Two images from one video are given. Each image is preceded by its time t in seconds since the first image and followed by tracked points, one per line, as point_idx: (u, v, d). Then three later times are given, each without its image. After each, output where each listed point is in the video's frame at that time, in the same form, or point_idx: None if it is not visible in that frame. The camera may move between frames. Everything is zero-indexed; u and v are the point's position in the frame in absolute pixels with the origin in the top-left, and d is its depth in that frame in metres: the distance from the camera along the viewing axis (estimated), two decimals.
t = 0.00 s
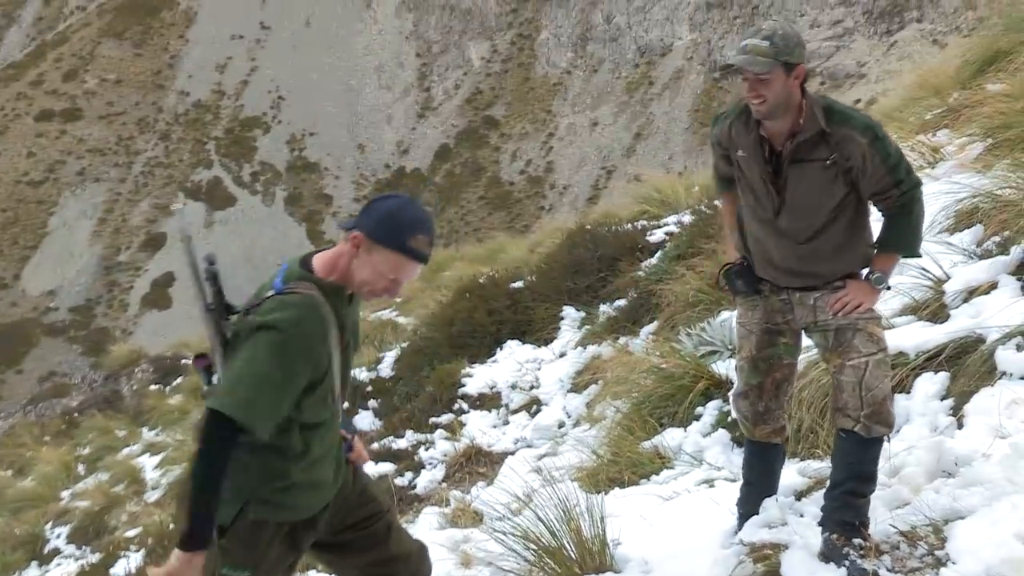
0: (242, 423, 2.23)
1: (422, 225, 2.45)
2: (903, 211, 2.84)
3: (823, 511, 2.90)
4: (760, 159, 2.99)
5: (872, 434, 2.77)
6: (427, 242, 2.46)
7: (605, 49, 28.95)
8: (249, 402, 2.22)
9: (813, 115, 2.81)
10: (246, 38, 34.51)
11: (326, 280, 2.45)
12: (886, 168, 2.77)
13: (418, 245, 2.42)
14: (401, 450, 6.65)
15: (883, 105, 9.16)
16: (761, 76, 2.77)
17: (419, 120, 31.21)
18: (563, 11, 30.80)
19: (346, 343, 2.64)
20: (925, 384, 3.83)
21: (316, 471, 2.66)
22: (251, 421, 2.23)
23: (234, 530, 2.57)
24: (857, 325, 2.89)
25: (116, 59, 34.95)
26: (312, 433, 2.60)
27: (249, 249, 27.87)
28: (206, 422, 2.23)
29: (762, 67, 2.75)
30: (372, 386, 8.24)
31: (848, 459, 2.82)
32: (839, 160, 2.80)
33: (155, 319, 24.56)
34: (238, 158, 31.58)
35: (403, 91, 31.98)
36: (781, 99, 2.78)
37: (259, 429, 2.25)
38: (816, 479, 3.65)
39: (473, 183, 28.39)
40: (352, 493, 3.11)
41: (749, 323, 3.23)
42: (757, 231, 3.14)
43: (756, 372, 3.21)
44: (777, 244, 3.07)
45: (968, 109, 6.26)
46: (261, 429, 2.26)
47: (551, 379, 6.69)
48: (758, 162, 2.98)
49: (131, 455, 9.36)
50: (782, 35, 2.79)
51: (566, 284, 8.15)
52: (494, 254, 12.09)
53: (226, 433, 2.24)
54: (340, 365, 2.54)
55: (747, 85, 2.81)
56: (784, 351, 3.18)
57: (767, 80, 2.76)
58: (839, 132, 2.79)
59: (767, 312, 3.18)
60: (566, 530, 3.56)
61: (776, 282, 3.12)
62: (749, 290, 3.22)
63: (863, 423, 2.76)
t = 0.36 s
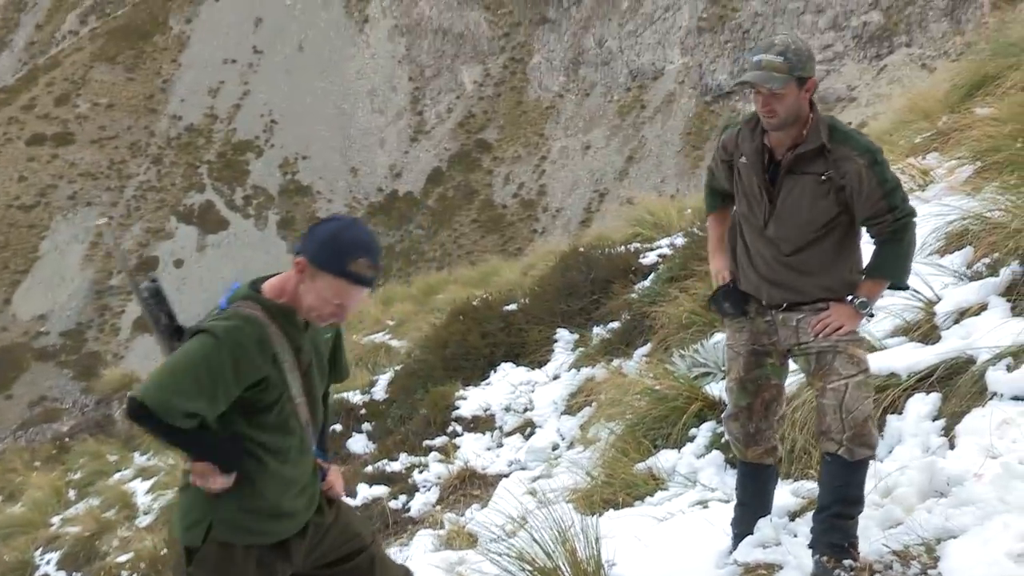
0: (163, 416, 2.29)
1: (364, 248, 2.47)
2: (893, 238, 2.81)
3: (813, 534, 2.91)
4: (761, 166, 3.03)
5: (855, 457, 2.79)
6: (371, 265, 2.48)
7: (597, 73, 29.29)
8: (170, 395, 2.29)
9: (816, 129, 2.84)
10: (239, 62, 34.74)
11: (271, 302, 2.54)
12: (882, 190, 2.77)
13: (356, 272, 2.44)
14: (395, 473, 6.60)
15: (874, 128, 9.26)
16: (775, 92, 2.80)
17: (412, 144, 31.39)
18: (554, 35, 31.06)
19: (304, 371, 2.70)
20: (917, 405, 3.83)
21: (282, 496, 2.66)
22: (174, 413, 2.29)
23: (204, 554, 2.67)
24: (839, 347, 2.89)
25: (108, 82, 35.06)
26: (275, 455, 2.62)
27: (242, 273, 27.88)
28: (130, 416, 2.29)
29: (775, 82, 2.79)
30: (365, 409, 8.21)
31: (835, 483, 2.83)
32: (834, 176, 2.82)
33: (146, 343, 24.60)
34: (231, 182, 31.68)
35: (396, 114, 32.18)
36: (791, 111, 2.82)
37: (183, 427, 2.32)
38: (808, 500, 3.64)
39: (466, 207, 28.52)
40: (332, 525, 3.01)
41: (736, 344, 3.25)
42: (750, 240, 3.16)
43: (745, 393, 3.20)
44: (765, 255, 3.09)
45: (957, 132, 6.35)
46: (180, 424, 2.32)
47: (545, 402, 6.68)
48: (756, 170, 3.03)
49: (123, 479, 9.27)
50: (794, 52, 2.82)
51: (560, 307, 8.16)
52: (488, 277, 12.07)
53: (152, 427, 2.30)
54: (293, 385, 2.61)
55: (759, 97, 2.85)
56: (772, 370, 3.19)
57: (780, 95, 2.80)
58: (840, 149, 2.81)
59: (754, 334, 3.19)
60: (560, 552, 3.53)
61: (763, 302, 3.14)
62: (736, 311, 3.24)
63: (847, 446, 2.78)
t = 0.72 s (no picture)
0: (118, 441, 2.25)
1: (323, 264, 2.43)
2: (896, 252, 2.82)
3: (810, 549, 2.90)
4: (767, 180, 3.02)
5: (858, 470, 2.77)
6: (330, 283, 2.44)
7: (596, 88, 29.45)
8: (120, 415, 2.25)
9: (825, 142, 2.85)
10: (239, 74, 34.84)
11: (233, 318, 2.51)
12: (887, 205, 2.78)
13: (314, 290, 2.40)
14: (392, 485, 6.57)
15: (874, 144, 9.31)
16: (778, 108, 2.82)
17: (410, 156, 31.49)
18: (554, 50, 31.23)
19: (274, 385, 2.67)
20: (915, 421, 3.84)
21: (255, 510, 2.64)
22: (126, 437, 2.25)
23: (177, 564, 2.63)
24: (841, 362, 2.89)
25: (107, 93, 35.12)
26: (245, 470, 2.60)
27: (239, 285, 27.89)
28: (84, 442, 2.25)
29: (779, 98, 2.80)
30: (362, 421, 8.19)
31: (835, 497, 2.82)
32: (842, 189, 2.83)
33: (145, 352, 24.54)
34: (229, 194, 31.78)
35: (395, 127, 32.30)
36: (798, 126, 2.84)
37: (140, 450, 2.28)
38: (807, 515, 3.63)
39: (465, 220, 28.61)
40: (314, 539, 2.93)
41: (736, 362, 3.25)
42: (752, 254, 3.14)
43: (744, 411, 3.22)
44: (767, 268, 3.07)
45: (957, 150, 6.40)
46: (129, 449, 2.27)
47: (542, 416, 6.66)
48: (762, 183, 3.02)
49: (119, 489, 9.20)
50: (796, 67, 2.83)
51: (558, 320, 8.16)
52: (485, 291, 12.07)
53: (108, 452, 2.25)
54: (261, 400, 2.58)
55: (764, 113, 2.87)
56: (771, 389, 3.20)
57: (784, 110, 2.82)
58: (848, 163, 2.83)
59: (753, 351, 3.19)
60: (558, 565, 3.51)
61: (762, 319, 3.13)
62: (735, 328, 3.23)
63: (849, 460, 2.76)
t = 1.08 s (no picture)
0: (101, 442, 2.28)
1: (296, 261, 2.40)
2: (901, 246, 2.82)
3: (811, 542, 2.94)
4: (773, 171, 3.03)
5: (857, 466, 2.81)
6: (302, 280, 2.42)
7: (598, 80, 29.40)
8: (103, 417, 2.28)
9: (833, 133, 2.86)
10: (240, 68, 34.80)
11: (215, 315, 2.52)
12: (891, 198, 2.78)
13: (282, 288, 2.38)
14: (397, 477, 6.60)
15: (878, 134, 9.31)
16: (784, 100, 2.82)
17: (413, 150, 31.51)
18: (555, 43, 31.16)
19: (261, 378, 2.67)
20: (918, 411, 3.85)
21: (246, 503, 2.66)
22: (108, 438, 2.28)
23: (171, 559, 2.69)
24: (840, 356, 2.90)
25: (109, 87, 35.13)
26: (235, 465, 2.62)
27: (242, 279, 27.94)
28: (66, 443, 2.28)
29: (785, 90, 2.80)
30: (367, 413, 8.22)
31: (835, 491, 2.86)
32: (849, 181, 2.83)
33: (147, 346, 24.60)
34: (231, 188, 31.88)
35: (398, 121, 32.29)
36: (804, 118, 2.84)
37: (123, 449, 2.31)
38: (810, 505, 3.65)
39: (467, 214, 28.64)
40: (311, 531, 2.92)
41: (738, 353, 3.26)
42: (759, 245, 3.14)
43: (747, 402, 3.24)
44: (772, 260, 3.07)
45: (960, 140, 6.39)
46: (117, 450, 2.30)
47: (547, 408, 6.69)
48: (769, 173, 3.02)
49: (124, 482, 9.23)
50: (802, 58, 2.83)
51: (561, 312, 8.17)
52: (488, 284, 12.09)
53: (90, 453, 2.28)
54: (248, 395, 2.58)
55: (769, 106, 2.87)
56: (773, 379, 3.22)
57: (790, 103, 2.82)
58: (854, 155, 2.83)
59: (755, 343, 3.21)
60: (563, 555, 3.54)
61: (765, 311, 3.14)
62: (737, 320, 3.24)
63: (849, 454, 2.79)
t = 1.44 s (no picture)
0: (81, 422, 2.28)
1: (269, 241, 2.38)
2: (902, 224, 2.80)
3: (811, 518, 2.96)
4: (775, 147, 2.99)
5: (857, 442, 2.80)
6: (276, 261, 2.39)
7: (598, 57, 29.17)
8: (83, 397, 2.28)
9: (835, 110, 2.82)
10: (239, 48, 34.55)
11: (201, 296, 2.51)
12: (893, 176, 2.76)
13: (253, 268, 2.37)
14: (398, 457, 6.62)
15: (879, 110, 9.24)
16: (783, 78, 2.79)
17: (413, 129, 31.35)
18: (555, 21, 30.91)
19: (250, 358, 2.66)
20: (919, 386, 3.85)
21: (237, 483, 2.66)
22: (88, 417, 2.28)
23: (164, 539, 2.71)
24: (840, 333, 2.89)
25: (106, 68, 34.94)
26: (226, 445, 2.62)
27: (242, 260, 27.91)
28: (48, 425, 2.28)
29: (783, 68, 2.77)
30: (368, 394, 8.24)
31: (835, 467, 2.86)
32: (850, 159, 2.80)
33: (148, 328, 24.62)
34: (231, 169, 31.86)
35: (397, 100, 32.10)
36: (805, 95, 2.80)
37: (104, 429, 2.32)
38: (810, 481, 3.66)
39: (467, 193, 28.56)
40: (309, 512, 2.93)
41: (738, 330, 3.25)
42: (759, 223, 3.11)
43: (747, 379, 3.24)
44: (772, 237, 3.05)
45: (961, 116, 6.34)
46: (97, 429, 2.31)
47: (548, 386, 6.70)
48: (770, 150, 2.99)
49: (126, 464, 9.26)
50: (801, 33, 2.79)
51: (561, 291, 8.16)
52: (489, 263, 12.08)
53: (71, 433, 2.28)
54: (237, 377, 2.57)
55: (769, 84, 2.84)
56: (774, 356, 3.21)
57: (789, 80, 2.79)
58: (857, 133, 2.80)
59: (753, 321, 3.20)
60: (565, 533, 3.56)
61: (765, 287, 3.12)
62: (737, 297, 3.22)
63: (849, 431, 2.79)
